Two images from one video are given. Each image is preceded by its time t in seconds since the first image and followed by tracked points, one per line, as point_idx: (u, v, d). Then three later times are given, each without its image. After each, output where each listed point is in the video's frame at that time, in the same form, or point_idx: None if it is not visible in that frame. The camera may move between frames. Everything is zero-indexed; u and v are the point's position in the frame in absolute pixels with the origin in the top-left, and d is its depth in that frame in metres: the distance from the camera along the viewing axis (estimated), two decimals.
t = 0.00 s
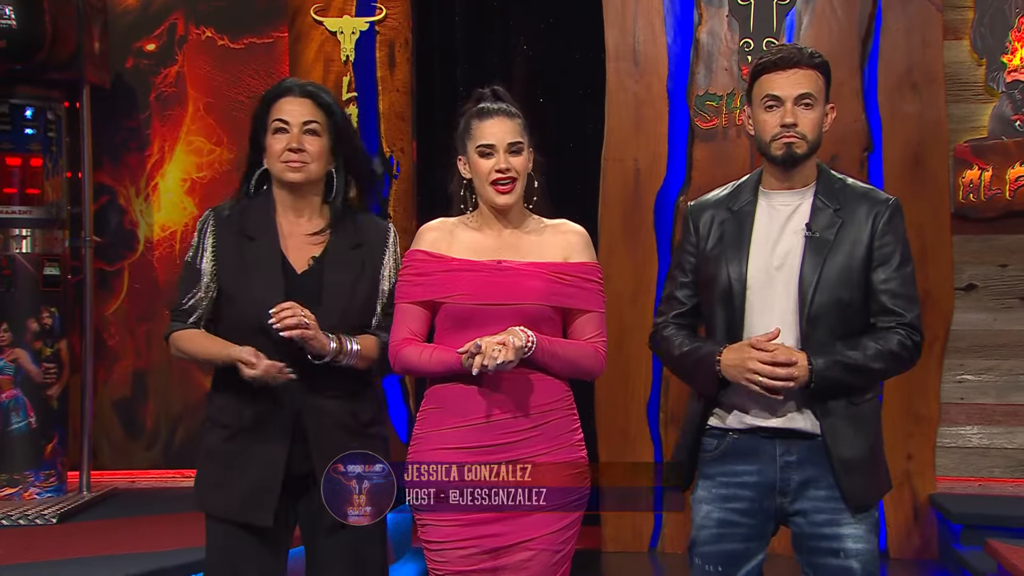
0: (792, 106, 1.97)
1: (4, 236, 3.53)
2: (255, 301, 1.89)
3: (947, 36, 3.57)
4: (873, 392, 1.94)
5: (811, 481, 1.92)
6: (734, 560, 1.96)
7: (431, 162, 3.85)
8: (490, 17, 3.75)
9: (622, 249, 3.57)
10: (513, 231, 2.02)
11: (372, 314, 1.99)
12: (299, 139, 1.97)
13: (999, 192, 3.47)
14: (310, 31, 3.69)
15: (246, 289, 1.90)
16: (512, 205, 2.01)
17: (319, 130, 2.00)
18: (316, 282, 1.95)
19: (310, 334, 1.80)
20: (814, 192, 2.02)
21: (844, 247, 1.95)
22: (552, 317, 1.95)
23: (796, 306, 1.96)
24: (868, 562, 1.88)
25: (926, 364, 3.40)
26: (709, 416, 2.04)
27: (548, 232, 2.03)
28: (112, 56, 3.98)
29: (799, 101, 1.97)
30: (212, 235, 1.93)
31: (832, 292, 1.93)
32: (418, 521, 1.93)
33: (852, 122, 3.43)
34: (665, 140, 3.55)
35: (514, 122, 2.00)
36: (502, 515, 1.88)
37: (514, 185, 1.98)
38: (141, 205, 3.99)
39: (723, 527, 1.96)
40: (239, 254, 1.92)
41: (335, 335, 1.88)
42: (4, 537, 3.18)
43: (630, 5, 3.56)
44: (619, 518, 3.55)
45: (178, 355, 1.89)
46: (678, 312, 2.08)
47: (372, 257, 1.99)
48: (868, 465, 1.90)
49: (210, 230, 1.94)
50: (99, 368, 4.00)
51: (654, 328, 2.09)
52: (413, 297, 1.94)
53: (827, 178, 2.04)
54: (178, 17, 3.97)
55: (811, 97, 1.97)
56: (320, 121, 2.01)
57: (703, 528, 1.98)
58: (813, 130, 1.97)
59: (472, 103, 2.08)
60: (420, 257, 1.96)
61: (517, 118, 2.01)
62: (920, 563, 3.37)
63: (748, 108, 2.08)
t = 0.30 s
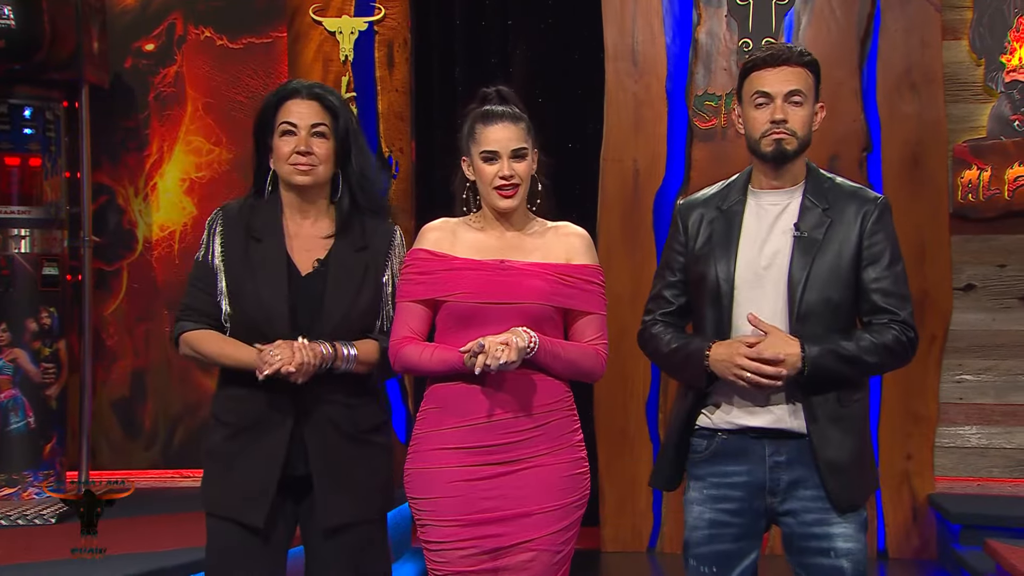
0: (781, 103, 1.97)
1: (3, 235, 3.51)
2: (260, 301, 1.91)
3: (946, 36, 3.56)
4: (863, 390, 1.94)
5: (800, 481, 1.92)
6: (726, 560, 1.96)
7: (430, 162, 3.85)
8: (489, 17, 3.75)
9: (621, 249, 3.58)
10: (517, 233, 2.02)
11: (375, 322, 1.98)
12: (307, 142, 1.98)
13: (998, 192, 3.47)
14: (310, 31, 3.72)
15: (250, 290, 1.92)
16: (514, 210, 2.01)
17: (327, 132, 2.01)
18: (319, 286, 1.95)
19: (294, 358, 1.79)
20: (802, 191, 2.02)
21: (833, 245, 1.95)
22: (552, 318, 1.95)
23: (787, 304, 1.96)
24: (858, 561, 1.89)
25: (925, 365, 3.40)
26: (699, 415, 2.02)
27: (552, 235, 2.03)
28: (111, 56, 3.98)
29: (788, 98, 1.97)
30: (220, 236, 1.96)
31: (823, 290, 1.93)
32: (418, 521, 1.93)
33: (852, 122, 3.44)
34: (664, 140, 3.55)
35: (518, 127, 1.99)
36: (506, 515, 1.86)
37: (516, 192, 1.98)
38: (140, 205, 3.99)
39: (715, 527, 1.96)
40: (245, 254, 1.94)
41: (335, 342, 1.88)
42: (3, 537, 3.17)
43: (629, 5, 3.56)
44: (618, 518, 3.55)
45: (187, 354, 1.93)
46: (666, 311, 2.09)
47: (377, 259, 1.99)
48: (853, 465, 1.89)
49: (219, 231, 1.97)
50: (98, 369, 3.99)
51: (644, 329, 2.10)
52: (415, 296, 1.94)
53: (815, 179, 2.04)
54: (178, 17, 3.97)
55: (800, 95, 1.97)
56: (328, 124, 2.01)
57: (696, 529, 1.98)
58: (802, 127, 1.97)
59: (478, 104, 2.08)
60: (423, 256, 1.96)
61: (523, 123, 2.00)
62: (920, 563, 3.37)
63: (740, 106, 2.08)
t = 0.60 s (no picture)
0: (774, 104, 1.97)
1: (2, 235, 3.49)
2: (232, 299, 1.87)
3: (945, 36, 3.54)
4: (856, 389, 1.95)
5: (797, 481, 1.92)
6: (725, 559, 1.97)
7: (430, 162, 3.85)
8: (488, 17, 3.75)
9: (621, 249, 3.57)
10: (517, 232, 2.02)
11: (351, 319, 1.96)
12: (278, 143, 1.94)
13: (996, 192, 3.47)
14: (309, 30, 3.75)
15: (222, 290, 1.87)
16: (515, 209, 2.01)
17: (298, 133, 1.97)
18: (294, 283, 1.92)
19: (275, 367, 1.79)
20: (794, 193, 2.03)
21: (826, 244, 1.95)
22: (552, 319, 1.94)
23: (780, 304, 1.96)
24: (855, 560, 1.89)
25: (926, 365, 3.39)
26: (694, 416, 2.02)
27: (553, 235, 2.03)
28: (111, 55, 3.98)
29: (781, 99, 1.97)
30: (190, 237, 1.91)
31: (817, 290, 1.93)
32: (417, 520, 1.93)
33: (852, 122, 3.44)
34: (663, 139, 3.56)
35: (518, 126, 1.99)
36: (505, 515, 1.86)
37: (517, 190, 1.98)
38: (139, 205, 3.98)
39: (713, 528, 1.96)
40: (215, 255, 1.90)
41: (309, 341, 1.88)
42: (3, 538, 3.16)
43: (628, 5, 3.57)
44: (617, 518, 3.55)
45: (159, 356, 1.88)
46: (650, 304, 2.08)
47: (350, 259, 1.96)
48: (848, 464, 1.90)
49: (188, 230, 1.92)
50: (97, 369, 3.99)
51: (625, 317, 2.09)
52: (415, 295, 1.95)
53: (807, 180, 2.04)
54: (177, 17, 3.97)
55: (793, 96, 1.98)
56: (298, 124, 1.97)
57: (694, 530, 1.98)
58: (795, 129, 1.97)
59: (478, 103, 2.07)
60: (424, 255, 1.96)
61: (523, 122, 2.00)
62: (919, 563, 3.38)
63: (731, 108, 2.08)
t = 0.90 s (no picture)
0: (775, 105, 1.97)
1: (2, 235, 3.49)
2: (209, 301, 1.85)
3: (945, 36, 3.55)
4: (856, 391, 1.95)
5: (799, 483, 1.92)
6: (727, 560, 1.97)
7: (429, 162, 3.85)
8: (488, 17, 3.76)
9: (620, 248, 3.58)
10: (512, 229, 2.03)
11: (324, 324, 1.98)
12: (252, 146, 1.94)
13: (996, 192, 3.47)
14: (309, 30, 3.77)
15: (201, 294, 1.86)
16: (511, 203, 2.01)
17: (271, 136, 1.97)
18: (270, 285, 1.92)
19: (255, 372, 1.78)
20: (796, 193, 2.03)
21: (826, 245, 1.95)
22: (550, 317, 1.95)
23: (783, 305, 1.96)
24: (857, 561, 1.89)
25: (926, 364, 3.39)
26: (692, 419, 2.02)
27: (547, 233, 2.03)
28: (110, 55, 3.96)
29: (781, 99, 1.97)
30: (164, 242, 1.88)
31: (819, 291, 1.93)
32: (418, 520, 1.93)
33: (852, 122, 3.44)
34: (663, 139, 3.56)
35: (517, 122, 2.00)
36: (504, 515, 1.86)
37: (514, 183, 1.97)
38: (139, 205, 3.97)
39: (715, 529, 1.96)
40: (190, 258, 1.88)
41: (286, 346, 1.88)
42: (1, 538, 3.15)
43: (628, 5, 3.57)
44: (617, 518, 3.55)
45: (131, 360, 1.86)
46: (666, 315, 2.09)
47: (326, 264, 1.98)
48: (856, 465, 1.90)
49: (162, 236, 1.89)
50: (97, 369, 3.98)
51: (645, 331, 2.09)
52: (414, 295, 1.95)
53: (807, 179, 2.04)
54: (177, 17, 3.96)
55: (793, 96, 1.98)
56: (271, 127, 1.98)
57: (696, 531, 1.98)
58: (795, 129, 1.97)
59: (475, 101, 2.07)
60: (420, 255, 1.96)
61: (520, 117, 2.01)
62: (919, 563, 3.38)
63: (731, 107, 2.08)
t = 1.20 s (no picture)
0: (780, 104, 1.98)
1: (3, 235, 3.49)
2: (201, 307, 1.85)
3: (946, 35, 3.55)
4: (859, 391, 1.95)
5: (803, 483, 1.92)
6: (731, 559, 1.97)
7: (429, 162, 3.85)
8: (488, 16, 3.76)
9: (621, 247, 3.58)
10: (508, 231, 2.02)
11: (318, 324, 1.98)
12: (242, 154, 1.94)
13: (996, 192, 3.47)
14: (310, 30, 3.83)
15: (191, 300, 1.86)
16: (507, 206, 2.01)
17: (261, 144, 1.97)
18: (262, 290, 1.92)
19: (247, 373, 1.77)
20: (799, 193, 2.02)
21: (829, 246, 1.95)
22: (550, 315, 1.95)
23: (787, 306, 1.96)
24: (861, 560, 1.90)
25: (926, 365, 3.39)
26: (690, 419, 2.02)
27: (543, 232, 2.03)
28: (110, 54, 3.93)
29: (785, 99, 1.98)
30: (154, 248, 1.89)
31: (824, 293, 1.94)
32: (419, 520, 1.93)
33: (852, 121, 3.44)
34: (663, 139, 3.56)
35: (515, 124, 2.00)
36: (506, 515, 1.86)
37: (511, 186, 1.98)
38: (139, 205, 3.92)
39: (719, 528, 1.97)
40: (181, 265, 1.88)
41: (280, 347, 1.88)
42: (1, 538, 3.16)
43: (628, 5, 3.57)
44: (617, 517, 3.55)
45: (124, 368, 1.84)
46: (654, 306, 2.11)
47: (318, 266, 1.97)
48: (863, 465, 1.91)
49: (152, 242, 1.90)
50: (97, 369, 3.98)
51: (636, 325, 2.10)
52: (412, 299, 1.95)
53: (811, 178, 2.04)
54: (177, 17, 3.90)
55: (798, 96, 1.98)
56: (261, 135, 1.98)
57: (699, 530, 1.98)
58: (799, 128, 1.98)
59: (472, 103, 2.07)
60: (418, 261, 1.97)
61: (517, 119, 2.01)
62: (919, 562, 3.39)
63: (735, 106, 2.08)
